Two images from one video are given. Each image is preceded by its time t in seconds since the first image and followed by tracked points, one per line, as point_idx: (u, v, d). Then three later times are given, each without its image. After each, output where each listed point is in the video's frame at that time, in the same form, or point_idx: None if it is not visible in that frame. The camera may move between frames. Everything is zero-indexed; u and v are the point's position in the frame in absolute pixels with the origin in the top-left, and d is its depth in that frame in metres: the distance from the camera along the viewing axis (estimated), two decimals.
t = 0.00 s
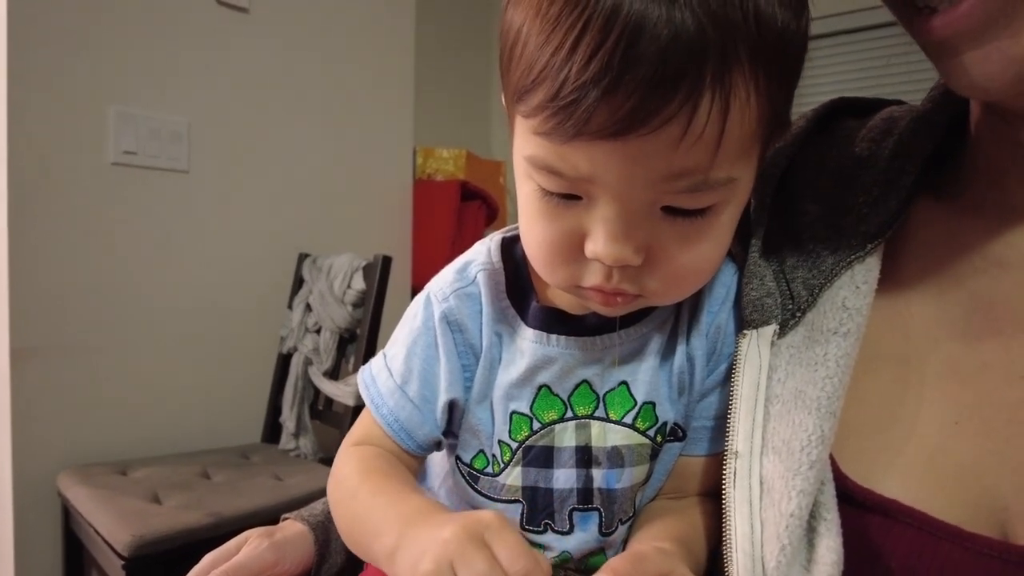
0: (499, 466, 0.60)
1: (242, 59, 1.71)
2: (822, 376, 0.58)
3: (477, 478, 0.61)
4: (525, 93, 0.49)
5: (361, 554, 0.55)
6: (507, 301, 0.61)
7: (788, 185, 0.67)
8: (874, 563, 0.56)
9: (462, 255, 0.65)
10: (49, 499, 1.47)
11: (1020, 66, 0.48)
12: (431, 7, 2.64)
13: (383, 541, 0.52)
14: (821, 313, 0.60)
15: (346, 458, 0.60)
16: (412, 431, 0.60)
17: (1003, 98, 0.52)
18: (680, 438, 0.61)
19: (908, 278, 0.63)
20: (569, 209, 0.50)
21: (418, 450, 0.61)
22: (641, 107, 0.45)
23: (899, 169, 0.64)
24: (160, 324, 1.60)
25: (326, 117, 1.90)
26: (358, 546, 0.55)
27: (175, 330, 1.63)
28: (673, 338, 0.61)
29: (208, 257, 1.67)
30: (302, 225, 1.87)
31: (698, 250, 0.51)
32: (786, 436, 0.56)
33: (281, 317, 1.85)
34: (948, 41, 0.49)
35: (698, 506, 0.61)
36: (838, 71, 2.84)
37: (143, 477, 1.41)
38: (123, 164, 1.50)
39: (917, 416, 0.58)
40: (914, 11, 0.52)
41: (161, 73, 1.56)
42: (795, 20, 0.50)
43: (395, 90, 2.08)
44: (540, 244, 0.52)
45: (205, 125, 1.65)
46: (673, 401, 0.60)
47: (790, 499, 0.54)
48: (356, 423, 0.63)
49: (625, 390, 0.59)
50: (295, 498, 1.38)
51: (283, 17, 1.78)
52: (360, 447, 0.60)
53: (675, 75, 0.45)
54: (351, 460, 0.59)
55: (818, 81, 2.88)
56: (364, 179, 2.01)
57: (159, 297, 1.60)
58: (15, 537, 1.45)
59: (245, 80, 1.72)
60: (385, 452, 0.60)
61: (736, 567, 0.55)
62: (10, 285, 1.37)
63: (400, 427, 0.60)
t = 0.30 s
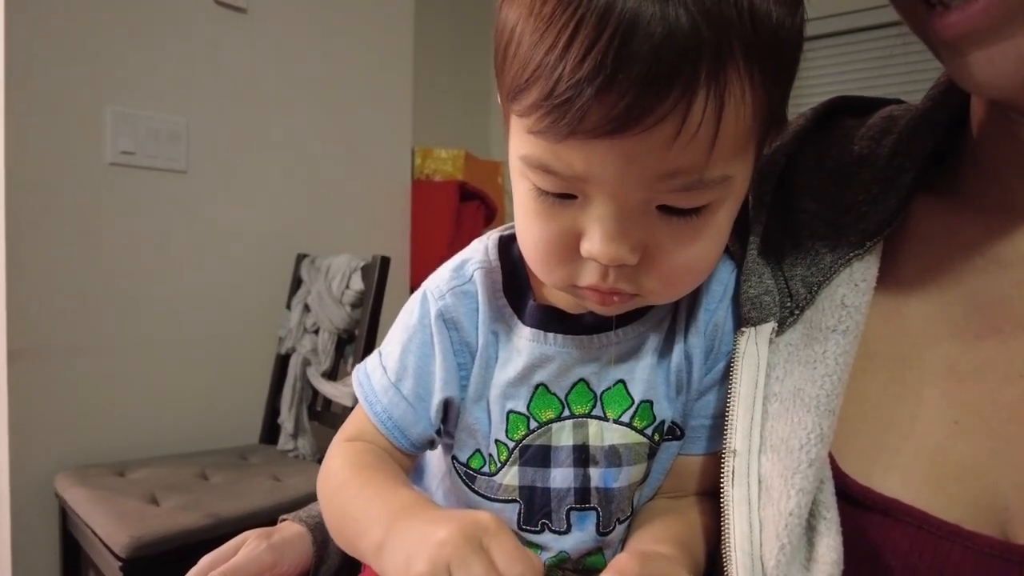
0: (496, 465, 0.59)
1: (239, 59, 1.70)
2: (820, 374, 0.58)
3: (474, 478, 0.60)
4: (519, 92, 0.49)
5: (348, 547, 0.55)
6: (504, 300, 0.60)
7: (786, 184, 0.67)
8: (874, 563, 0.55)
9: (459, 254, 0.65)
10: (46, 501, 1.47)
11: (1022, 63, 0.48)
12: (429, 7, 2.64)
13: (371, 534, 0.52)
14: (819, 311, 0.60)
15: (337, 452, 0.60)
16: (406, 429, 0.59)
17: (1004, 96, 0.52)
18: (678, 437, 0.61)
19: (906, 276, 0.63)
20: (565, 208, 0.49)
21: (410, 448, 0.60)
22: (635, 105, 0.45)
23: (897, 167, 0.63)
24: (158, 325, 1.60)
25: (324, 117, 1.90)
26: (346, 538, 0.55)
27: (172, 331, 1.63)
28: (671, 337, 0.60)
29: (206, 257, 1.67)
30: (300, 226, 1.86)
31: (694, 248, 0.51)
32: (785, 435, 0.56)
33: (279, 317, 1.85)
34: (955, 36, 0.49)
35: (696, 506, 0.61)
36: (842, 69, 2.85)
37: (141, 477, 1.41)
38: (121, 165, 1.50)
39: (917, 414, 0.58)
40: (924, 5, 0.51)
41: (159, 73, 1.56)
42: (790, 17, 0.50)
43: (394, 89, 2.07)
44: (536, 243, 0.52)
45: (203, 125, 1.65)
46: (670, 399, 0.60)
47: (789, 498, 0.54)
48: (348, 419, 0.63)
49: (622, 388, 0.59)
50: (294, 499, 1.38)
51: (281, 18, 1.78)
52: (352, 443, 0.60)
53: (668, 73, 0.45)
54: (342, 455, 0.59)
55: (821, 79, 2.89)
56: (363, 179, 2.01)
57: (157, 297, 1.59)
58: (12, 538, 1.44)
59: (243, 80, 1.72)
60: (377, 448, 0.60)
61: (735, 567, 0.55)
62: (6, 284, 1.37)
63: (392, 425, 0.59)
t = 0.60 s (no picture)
0: (494, 466, 0.59)
1: (237, 59, 1.70)
2: (818, 373, 0.58)
3: (472, 479, 0.60)
4: (514, 91, 0.48)
5: (339, 544, 0.55)
6: (501, 299, 0.60)
7: (784, 183, 0.67)
8: (874, 563, 0.55)
9: (455, 254, 0.64)
10: (43, 502, 1.46)
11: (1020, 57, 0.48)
12: (428, 7, 2.64)
13: (362, 531, 0.52)
14: (817, 309, 0.60)
15: (331, 450, 0.60)
16: (400, 428, 0.59)
17: (1004, 93, 0.52)
18: (676, 437, 0.61)
19: (906, 276, 0.63)
20: (562, 207, 0.49)
21: (405, 448, 0.60)
22: (630, 104, 0.44)
23: (896, 166, 0.63)
24: (156, 325, 1.60)
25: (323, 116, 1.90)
26: (337, 536, 0.54)
27: (171, 331, 1.63)
28: (669, 337, 0.60)
29: (204, 258, 1.67)
30: (298, 226, 1.86)
31: (692, 248, 0.51)
32: (783, 434, 0.56)
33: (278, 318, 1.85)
34: (953, 33, 0.48)
35: (695, 507, 0.61)
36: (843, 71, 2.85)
37: (138, 478, 1.40)
38: (119, 164, 1.50)
39: (916, 413, 0.58)
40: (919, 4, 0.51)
41: (157, 72, 1.56)
42: (785, 14, 0.50)
43: (392, 89, 2.07)
44: (532, 243, 0.52)
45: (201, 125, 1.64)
46: (669, 399, 0.60)
47: (788, 497, 0.54)
48: (342, 417, 0.63)
49: (620, 388, 0.59)
50: (292, 501, 1.37)
51: (279, 18, 1.78)
52: (344, 440, 0.59)
53: (663, 72, 0.45)
54: (335, 452, 0.59)
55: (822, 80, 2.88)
56: (361, 179, 2.00)
57: (155, 298, 1.59)
58: (9, 540, 1.44)
59: (241, 80, 1.71)
60: (371, 447, 0.59)
61: (736, 568, 0.54)
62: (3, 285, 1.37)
63: (387, 424, 0.59)
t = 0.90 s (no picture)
0: (492, 469, 0.59)
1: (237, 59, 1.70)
2: (818, 376, 0.57)
3: (471, 482, 0.60)
4: (516, 94, 0.48)
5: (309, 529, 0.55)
6: (499, 301, 0.60)
7: (782, 185, 0.67)
8: (873, 565, 0.55)
9: (453, 256, 0.64)
10: (41, 503, 1.46)
11: (1012, 55, 0.48)
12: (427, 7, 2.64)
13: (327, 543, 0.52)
14: (817, 312, 0.60)
15: (319, 447, 0.60)
16: (391, 431, 0.59)
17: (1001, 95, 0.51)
18: (676, 440, 0.61)
19: (906, 278, 0.63)
20: (562, 211, 0.49)
21: (398, 450, 0.60)
22: (632, 107, 0.44)
23: (895, 169, 0.63)
24: (155, 327, 1.60)
25: (321, 116, 1.89)
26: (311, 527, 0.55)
27: (169, 332, 1.63)
28: (668, 340, 0.60)
29: (202, 258, 1.67)
30: (297, 226, 1.86)
31: (693, 252, 0.51)
32: (783, 437, 0.56)
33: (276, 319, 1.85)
34: (949, 31, 0.48)
35: (696, 510, 0.61)
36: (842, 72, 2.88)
37: (137, 479, 1.40)
38: (117, 165, 1.50)
39: (915, 415, 0.58)
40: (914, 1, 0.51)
41: (156, 72, 1.56)
42: (787, 16, 0.50)
43: (392, 89, 2.07)
44: (533, 246, 0.52)
45: (200, 125, 1.64)
46: (668, 402, 0.59)
47: (788, 500, 0.54)
48: (332, 417, 0.63)
49: (619, 391, 0.58)
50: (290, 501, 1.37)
51: (278, 19, 1.78)
52: (333, 439, 0.60)
53: (666, 74, 0.44)
54: (322, 450, 0.59)
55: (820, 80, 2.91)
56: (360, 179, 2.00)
57: (153, 298, 1.59)
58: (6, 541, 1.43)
59: (241, 81, 1.71)
60: (359, 447, 0.60)
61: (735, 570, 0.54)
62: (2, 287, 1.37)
63: (380, 426, 0.59)
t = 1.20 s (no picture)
0: (494, 472, 0.59)
1: (236, 60, 1.70)
2: (819, 379, 0.57)
3: (472, 485, 0.60)
4: (518, 97, 0.48)
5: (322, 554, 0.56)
6: (501, 304, 0.60)
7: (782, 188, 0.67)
8: (871, 568, 0.55)
9: (453, 259, 0.64)
10: (40, 504, 1.46)
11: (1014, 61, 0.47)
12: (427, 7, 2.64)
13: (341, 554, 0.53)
14: (817, 315, 0.60)
15: (323, 455, 0.60)
16: (394, 435, 0.59)
17: (1004, 100, 0.51)
18: (676, 442, 0.61)
19: (906, 281, 0.63)
20: (565, 214, 0.49)
21: (398, 454, 0.60)
22: (637, 110, 0.44)
23: (895, 172, 0.63)
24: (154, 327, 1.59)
25: (321, 117, 1.89)
26: (321, 545, 0.55)
27: (168, 332, 1.62)
28: (670, 343, 0.60)
29: (202, 259, 1.66)
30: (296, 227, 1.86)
31: (696, 254, 0.51)
32: (784, 439, 0.56)
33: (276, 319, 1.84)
34: (952, 35, 0.48)
35: (696, 513, 0.61)
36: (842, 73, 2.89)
37: (136, 481, 1.40)
38: (117, 165, 1.50)
39: (914, 418, 0.57)
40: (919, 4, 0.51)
41: (155, 73, 1.56)
42: (789, 18, 0.50)
43: (391, 90, 2.07)
44: (535, 249, 0.52)
45: (199, 126, 1.64)
46: (669, 405, 0.59)
47: (788, 503, 0.54)
48: (335, 422, 0.63)
49: (620, 395, 0.58)
50: (290, 502, 1.37)
51: (278, 19, 1.78)
52: (337, 447, 0.60)
53: (670, 77, 0.44)
54: (327, 458, 0.59)
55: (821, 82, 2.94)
56: (360, 180, 2.00)
57: (152, 299, 1.59)
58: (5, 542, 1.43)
59: (240, 81, 1.71)
60: (364, 454, 0.59)
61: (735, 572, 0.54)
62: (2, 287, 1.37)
63: (381, 431, 0.59)
